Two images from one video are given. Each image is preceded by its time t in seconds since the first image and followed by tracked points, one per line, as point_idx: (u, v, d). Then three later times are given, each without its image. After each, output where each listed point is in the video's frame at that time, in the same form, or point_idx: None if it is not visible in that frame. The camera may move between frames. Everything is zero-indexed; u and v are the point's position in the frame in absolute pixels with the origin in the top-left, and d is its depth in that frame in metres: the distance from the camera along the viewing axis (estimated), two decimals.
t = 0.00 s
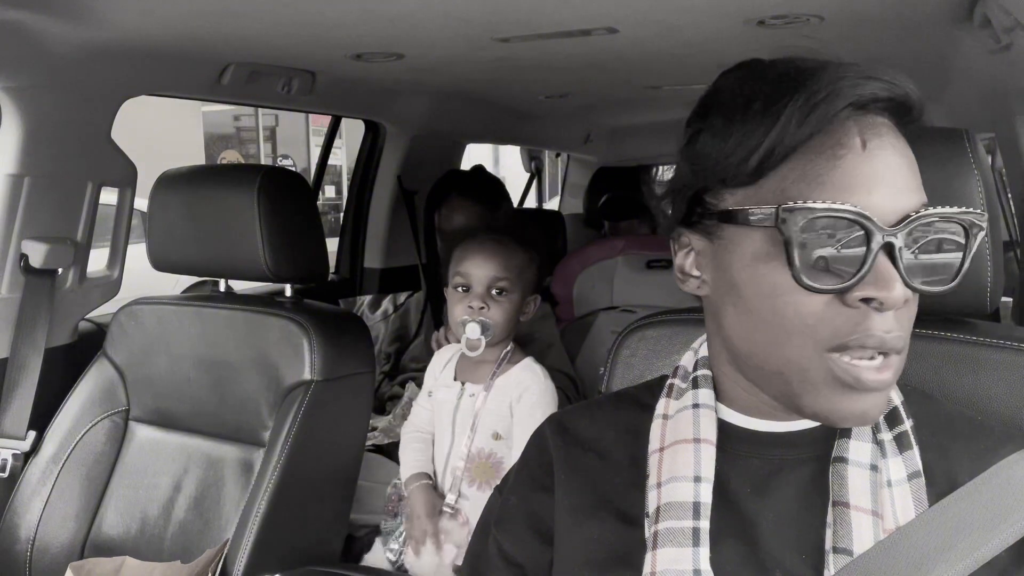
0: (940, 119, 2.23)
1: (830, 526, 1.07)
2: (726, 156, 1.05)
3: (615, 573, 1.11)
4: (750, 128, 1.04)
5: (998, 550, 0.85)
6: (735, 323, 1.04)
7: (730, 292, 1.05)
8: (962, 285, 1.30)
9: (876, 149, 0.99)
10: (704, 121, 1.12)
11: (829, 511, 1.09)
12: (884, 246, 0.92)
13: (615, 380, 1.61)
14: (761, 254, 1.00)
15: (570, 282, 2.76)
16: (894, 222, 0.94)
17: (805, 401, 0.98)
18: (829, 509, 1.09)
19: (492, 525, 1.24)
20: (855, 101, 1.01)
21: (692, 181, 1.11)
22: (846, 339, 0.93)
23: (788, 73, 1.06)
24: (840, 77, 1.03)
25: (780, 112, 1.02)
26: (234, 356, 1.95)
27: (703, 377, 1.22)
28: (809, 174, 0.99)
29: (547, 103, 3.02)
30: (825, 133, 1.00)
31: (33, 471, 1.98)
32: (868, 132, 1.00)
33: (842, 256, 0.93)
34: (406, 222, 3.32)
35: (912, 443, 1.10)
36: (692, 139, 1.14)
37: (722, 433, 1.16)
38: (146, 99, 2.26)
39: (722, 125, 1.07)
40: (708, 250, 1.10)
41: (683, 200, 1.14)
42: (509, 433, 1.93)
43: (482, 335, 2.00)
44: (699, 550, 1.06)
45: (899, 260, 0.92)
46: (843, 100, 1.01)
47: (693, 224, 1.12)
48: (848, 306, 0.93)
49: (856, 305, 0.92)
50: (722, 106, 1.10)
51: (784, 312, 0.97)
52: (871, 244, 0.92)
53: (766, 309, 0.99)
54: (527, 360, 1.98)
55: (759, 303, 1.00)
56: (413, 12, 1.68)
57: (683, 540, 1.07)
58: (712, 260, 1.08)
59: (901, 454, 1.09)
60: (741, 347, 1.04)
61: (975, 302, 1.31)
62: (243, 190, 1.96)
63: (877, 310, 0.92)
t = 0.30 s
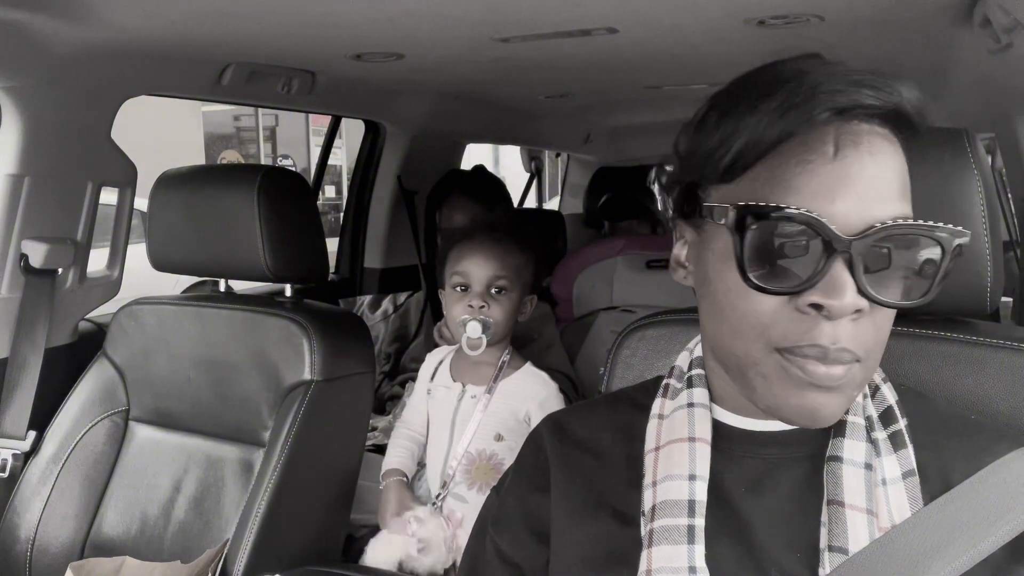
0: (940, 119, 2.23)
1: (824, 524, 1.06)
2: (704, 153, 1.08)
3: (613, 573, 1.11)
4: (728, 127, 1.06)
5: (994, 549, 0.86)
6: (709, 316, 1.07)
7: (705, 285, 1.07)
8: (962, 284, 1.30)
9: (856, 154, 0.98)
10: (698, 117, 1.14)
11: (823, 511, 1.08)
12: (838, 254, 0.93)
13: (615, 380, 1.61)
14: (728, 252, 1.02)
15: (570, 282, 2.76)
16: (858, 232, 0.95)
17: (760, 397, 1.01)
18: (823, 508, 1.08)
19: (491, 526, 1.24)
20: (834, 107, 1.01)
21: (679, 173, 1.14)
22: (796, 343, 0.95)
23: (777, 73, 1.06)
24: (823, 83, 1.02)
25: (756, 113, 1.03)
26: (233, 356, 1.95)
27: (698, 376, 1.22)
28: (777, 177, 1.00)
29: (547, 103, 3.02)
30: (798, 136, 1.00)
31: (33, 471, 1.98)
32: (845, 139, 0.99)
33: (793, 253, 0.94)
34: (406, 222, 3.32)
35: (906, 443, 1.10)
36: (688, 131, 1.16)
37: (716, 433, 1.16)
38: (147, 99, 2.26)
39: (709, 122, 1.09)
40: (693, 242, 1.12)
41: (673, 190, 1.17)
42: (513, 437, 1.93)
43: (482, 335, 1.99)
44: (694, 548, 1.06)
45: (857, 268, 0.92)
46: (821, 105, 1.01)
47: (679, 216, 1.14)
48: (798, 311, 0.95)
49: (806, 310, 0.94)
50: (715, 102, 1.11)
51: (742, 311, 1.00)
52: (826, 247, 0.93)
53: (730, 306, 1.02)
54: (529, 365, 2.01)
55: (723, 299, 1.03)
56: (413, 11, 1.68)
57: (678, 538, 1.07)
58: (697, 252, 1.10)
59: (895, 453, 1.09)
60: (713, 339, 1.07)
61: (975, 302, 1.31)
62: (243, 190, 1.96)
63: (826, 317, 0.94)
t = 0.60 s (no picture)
0: (941, 119, 2.23)
1: (819, 522, 1.07)
2: (698, 155, 1.08)
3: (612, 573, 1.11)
4: (720, 130, 1.06)
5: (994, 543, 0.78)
6: (701, 314, 1.07)
7: (696, 284, 1.07)
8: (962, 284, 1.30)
9: (848, 159, 0.98)
10: (695, 117, 1.13)
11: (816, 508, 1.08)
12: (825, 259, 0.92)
13: (614, 380, 1.61)
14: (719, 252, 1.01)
15: (569, 282, 2.76)
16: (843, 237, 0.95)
17: (749, 398, 1.01)
18: (817, 506, 1.08)
19: (490, 526, 1.23)
20: (825, 112, 1.00)
21: (674, 173, 1.14)
22: (784, 344, 0.95)
23: (771, 75, 1.05)
24: (816, 85, 1.01)
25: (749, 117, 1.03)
26: (233, 356, 1.95)
27: (691, 375, 1.23)
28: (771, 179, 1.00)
29: (547, 103, 3.02)
30: (786, 142, 1.00)
31: (33, 471, 1.98)
32: (834, 144, 0.99)
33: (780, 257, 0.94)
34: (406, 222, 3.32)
35: (899, 440, 1.10)
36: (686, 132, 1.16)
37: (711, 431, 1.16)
38: (147, 99, 2.26)
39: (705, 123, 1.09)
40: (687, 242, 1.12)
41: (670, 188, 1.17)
42: (511, 437, 1.93)
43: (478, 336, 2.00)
44: (689, 546, 1.06)
45: (844, 273, 0.92)
46: (813, 109, 1.00)
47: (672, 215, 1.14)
48: (787, 313, 0.95)
49: (795, 313, 0.94)
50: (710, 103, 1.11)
51: (731, 312, 1.00)
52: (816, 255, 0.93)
53: (720, 306, 1.02)
54: (526, 364, 2.02)
55: (713, 299, 1.03)
56: (413, 11, 1.68)
57: (673, 536, 1.07)
58: (689, 250, 1.11)
59: (888, 450, 1.09)
60: (705, 338, 1.07)
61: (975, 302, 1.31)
62: (244, 190, 1.96)
63: (815, 320, 0.94)
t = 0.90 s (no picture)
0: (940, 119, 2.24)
1: (820, 521, 1.07)
2: (749, 157, 1.01)
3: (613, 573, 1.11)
4: (773, 130, 1.00)
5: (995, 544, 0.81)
6: (750, 323, 1.01)
7: (744, 293, 1.02)
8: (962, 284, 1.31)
9: (897, 154, 0.98)
10: (718, 117, 1.06)
11: (818, 506, 1.08)
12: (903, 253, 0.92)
13: (615, 380, 1.61)
14: (782, 256, 0.97)
15: (569, 282, 2.75)
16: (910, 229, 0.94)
17: (824, 404, 0.97)
18: (819, 505, 1.08)
19: (491, 526, 1.23)
20: (876, 108, 0.99)
21: (706, 178, 1.06)
22: (872, 343, 0.92)
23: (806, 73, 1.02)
24: (864, 79, 1.00)
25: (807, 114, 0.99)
26: (233, 356, 1.95)
27: (695, 375, 1.21)
28: (835, 179, 0.97)
29: (547, 103, 3.02)
30: (846, 140, 0.97)
31: (33, 471, 1.98)
32: (884, 139, 0.99)
33: (860, 265, 0.92)
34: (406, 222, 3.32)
35: (901, 440, 1.10)
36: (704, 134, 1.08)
37: (712, 430, 1.15)
38: (147, 99, 2.26)
39: (741, 125, 1.02)
40: (720, 250, 1.06)
41: (694, 195, 1.08)
42: (509, 436, 1.93)
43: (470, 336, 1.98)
44: (691, 547, 1.06)
45: (914, 266, 0.93)
46: (871, 104, 0.98)
47: (703, 223, 1.07)
48: (869, 312, 0.92)
49: (877, 310, 0.92)
50: (739, 102, 1.05)
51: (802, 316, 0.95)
52: (892, 251, 0.92)
53: (783, 312, 0.97)
54: (522, 363, 2.01)
55: (774, 305, 0.98)
56: (413, 11, 1.68)
57: (675, 537, 1.08)
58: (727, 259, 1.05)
59: (889, 450, 1.09)
60: (755, 348, 1.01)
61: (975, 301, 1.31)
62: (243, 190, 1.96)
63: (894, 315, 0.92)
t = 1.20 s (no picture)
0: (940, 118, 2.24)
1: (846, 525, 1.01)
2: (825, 141, 0.89)
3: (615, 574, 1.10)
4: (849, 112, 0.89)
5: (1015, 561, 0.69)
6: (816, 318, 0.89)
7: (809, 284, 0.89)
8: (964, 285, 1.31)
9: (966, 143, 0.89)
10: (777, 102, 0.94)
11: (843, 510, 1.02)
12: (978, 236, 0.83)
13: (615, 380, 1.61)
14: (855, 243, 0.86)
15: (569, 282, 2.75)
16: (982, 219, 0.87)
17: (898, 402, 0.86)
18: (845, 508, 1.02)
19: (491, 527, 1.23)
20: (954, 94, 0.90)
21: (769, 167, 0.92)
22: (955, 332, 0.82)
23: (870, 59, 0.94)
24: (931, 66, 0.92)
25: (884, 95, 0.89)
26: (234, 356, 1.95)
27: (723, 375, 1.10)
28: (917, 166, 0.86)
29: (547, 103, 3.02)
30: (930, 122, 0.88)
31: (33, 471, 1.98)
32: (957, 125, 0.90)
33: (949, 253, 0.81)
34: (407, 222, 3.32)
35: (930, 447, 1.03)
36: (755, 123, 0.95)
37: (738, 432, 1.07)
38: (146, 99, 2.26)
39: (810, 108, 0.91)
40: (778, 241, 0.93)
41: (751, 188, 0.94)
42: (509, 436, 1.93)
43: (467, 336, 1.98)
44: (717, 559, 0.98)
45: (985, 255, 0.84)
46: (946, 90, 0.90)
47: (762, 213, 0.93)
48: (949, 300, 0.82)
49: (958, 299, 0.82)
50: (796, 88, 0.94)
51: (880, 306, 0.83)
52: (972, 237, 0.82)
53: (857, 303, 0.85)
54: (520, 363, 2.01)
55: (847, 296, 0.86)
56: (413, 11, 1.68)
57: (700, 548, 0.99)
58: (788, 250, 0.92)
59: (919, 458, 1.02)
60: (820, 345, 0.89)
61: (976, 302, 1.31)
62: (243, 190, 1.96)
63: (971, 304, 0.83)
